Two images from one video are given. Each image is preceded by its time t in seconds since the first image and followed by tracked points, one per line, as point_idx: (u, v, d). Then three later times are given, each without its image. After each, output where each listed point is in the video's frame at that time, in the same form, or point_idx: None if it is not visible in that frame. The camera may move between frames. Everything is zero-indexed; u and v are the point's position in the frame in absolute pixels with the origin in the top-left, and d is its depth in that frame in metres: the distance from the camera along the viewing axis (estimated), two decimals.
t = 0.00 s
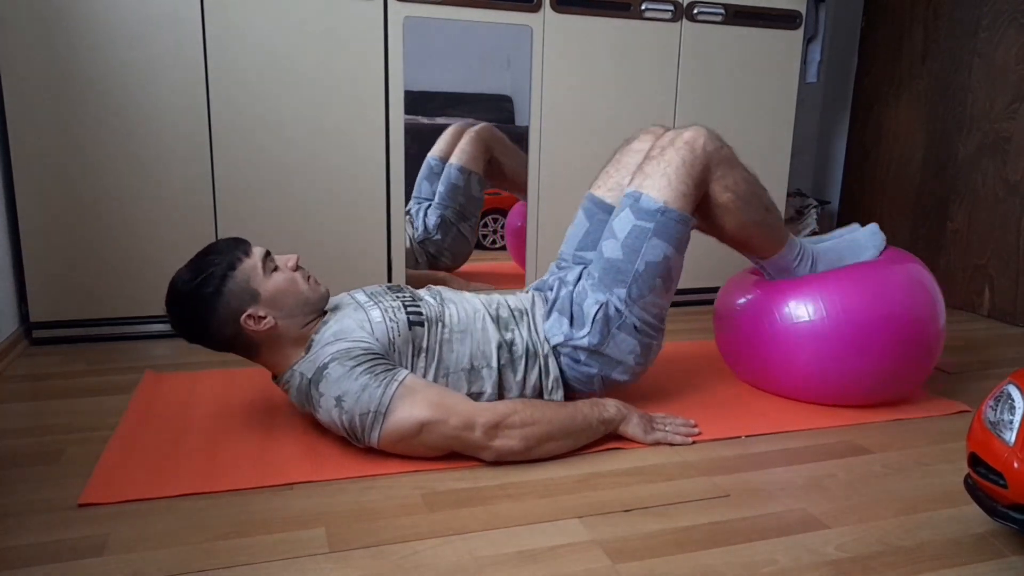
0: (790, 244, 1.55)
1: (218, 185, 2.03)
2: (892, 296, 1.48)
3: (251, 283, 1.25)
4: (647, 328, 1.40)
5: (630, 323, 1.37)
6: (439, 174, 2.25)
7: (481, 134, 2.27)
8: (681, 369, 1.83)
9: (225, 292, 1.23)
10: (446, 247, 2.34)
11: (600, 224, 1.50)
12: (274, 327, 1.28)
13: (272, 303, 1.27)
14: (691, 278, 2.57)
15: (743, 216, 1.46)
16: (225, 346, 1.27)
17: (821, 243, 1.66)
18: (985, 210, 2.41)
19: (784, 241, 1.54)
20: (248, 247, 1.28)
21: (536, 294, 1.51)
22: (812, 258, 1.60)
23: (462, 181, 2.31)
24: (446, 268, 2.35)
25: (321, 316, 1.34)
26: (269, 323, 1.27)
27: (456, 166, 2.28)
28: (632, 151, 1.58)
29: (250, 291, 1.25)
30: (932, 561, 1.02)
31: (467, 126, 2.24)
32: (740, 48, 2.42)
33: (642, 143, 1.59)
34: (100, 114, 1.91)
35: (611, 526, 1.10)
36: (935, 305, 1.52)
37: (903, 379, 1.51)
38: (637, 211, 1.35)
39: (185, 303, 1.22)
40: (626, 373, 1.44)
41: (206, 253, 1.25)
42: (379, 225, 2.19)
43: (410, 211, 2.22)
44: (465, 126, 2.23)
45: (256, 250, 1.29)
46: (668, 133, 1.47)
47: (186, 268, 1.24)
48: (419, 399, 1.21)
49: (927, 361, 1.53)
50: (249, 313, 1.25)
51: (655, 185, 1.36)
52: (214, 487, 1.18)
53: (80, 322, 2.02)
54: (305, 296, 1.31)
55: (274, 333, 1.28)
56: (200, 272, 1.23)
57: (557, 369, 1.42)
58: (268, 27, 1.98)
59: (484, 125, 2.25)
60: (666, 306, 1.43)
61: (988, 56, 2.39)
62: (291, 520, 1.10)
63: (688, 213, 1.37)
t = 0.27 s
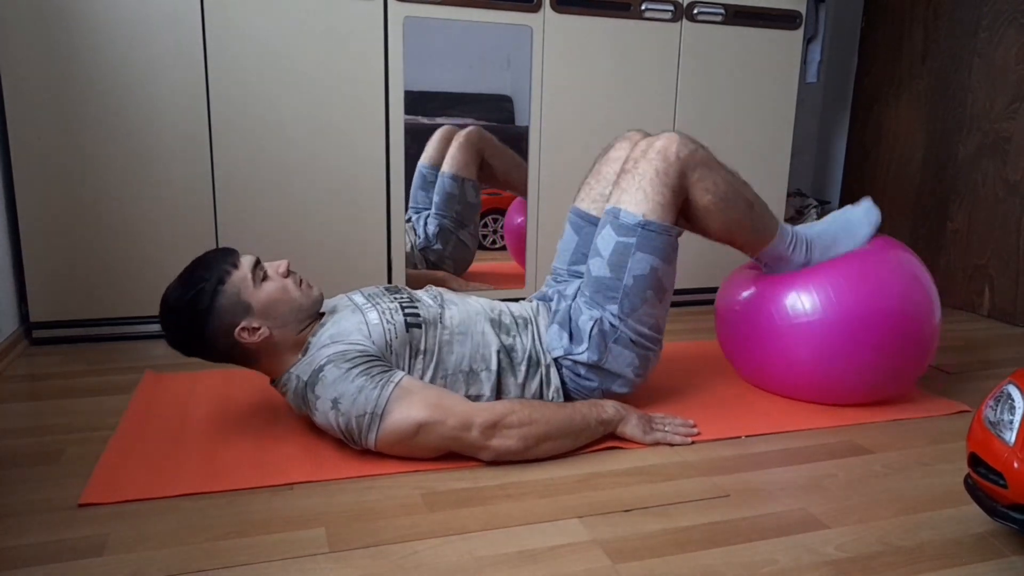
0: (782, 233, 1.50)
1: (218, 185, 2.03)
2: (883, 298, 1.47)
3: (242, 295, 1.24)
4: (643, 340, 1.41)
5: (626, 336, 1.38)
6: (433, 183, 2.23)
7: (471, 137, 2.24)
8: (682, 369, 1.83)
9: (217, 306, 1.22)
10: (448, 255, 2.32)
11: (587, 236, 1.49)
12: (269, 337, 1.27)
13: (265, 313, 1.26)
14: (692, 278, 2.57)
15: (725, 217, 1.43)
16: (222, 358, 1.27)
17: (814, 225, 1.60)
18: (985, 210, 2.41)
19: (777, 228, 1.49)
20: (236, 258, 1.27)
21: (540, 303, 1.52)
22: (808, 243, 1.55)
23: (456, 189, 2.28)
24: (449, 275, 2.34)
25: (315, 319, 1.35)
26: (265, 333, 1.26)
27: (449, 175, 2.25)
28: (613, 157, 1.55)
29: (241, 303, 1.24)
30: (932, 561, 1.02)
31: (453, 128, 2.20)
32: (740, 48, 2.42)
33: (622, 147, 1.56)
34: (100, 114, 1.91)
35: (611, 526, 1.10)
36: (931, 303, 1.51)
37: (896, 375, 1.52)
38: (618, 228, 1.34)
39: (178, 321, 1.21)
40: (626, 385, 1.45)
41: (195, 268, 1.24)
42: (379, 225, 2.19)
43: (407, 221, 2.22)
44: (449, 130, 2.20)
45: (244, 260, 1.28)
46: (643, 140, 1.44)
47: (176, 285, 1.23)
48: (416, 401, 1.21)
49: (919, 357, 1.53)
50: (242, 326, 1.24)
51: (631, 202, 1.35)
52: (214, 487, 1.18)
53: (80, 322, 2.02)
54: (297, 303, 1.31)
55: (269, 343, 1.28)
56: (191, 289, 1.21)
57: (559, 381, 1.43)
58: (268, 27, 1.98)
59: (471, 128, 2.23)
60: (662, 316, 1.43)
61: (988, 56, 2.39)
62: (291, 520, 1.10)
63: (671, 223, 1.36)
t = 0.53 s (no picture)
0: (801, 262, 1.55)
1: (218, 185, 2.03)
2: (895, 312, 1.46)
3: (232, 300, 1.24)
4: (644, 335, 1.40)
5: (628, 328, 1.37)
6: (441, 182, 2.25)
7: (483, 143, 2.27)
8: (682, 369, 1.83)
9: (207, 312, 1.22)
10: (446, 254, 2.34)
11: (601, 234, 1.51)
12: (260, 340, 1.27)
13: (255, 317, 1.26)
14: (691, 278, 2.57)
15: (748, 230, 1.46)
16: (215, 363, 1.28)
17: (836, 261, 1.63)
18: (985, 210, 2.41)
19: (796, 258, 1.54)
20: (224, 262, 1.26)
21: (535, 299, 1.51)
22: (827, 277, 1.59)
23: (465, 190, 2.30)
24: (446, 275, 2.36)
25: (308, 323, 1.35)
26: (255, 338, 1.26)
27: (459, 175, 2.28)
28: (632, 163, 1.59)
29: (231, 309, 1.23)
30: (932, 561, 1.02)
31: (472, 134, 2.24)
32: (740, 48, 2.42)
33: (644, 154, 1.60)
34: (99, 114, 1.91)
35: (611, 526, 1.10)
36: (949, 315, 1.50)
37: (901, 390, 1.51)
38: (641, 220, 1.35)
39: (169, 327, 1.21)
40: (622, 378, 1.44)
41: (184, 274, 1.24)
42: (379, 224, 2.19)
43: (411, 216, 2.23)
44: (469, 135, 2.24)
45: (233, 263, 1.27)
46: (674, 147, 1.48)
47: (166, 292, 1.23)
48: (412, 398, 1.21)
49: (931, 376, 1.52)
50: (233, 331, 1.24)
51: (659, 197, 1.36)
52: (212, 487, 1.18)
53: (80, 322, 2.02)
54: (288, 305, 1.31)
55: (261, 346, 1.28)
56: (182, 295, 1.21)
57: (555, 371, 1.42)
58: (267, 27, 1.98)
59: (488, 134, 2.26)
60: (665, 314, 1.42)
61: (988, 56, 2.39)
62: (290, 520, 1.10)
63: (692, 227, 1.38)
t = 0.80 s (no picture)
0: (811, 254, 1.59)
1: (218, 185, 2.03)
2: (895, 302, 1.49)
3: (232, 314, 1.23)
4: (648, 301, 1.41)
5: (635, 294, 1.38)
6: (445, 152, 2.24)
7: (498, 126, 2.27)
8: (681, 368, 1.83)
9: (208, 327, 1.22)
10: (440, 225, 2.32)
11: (616, 195, 1.53)
12: (263, 353, 1.27)
13: (256, 329, 1.26)
14: (691, 278, 2.57)
15: (771, 223, 1.48)
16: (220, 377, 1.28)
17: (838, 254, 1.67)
18: (985, 210, 2.41)
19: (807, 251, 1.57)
20: (223, 277, 1.26)
21: (523, 261, 1.51)
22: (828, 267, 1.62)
23: (468, 161, 2.29)
24: (440, 247, 2.33)
25: (310, 329, 1.35)
26: (258, 351, 1.26)
27: (464, 147, 2.27)
28: (669, 137, 1.58)
29: (232, 323, 1.23)
30: (932, 561, 1.02)
31: (488, 122, 2.25)
32: (740, 48, 2.42)
33: (681, 133, 1.59)
34: (99, 114, 1.91)
35: (610, 526, 1.10)
36: (941, 309, 1.53)
37: (895, 383, 1.53)
38: (674, 191, 1.35)
39: (172, 343, 1.21)
40: (619, 341, 1.45)
41: (184, 291, 1.24)
42: (379, 224, 2.19)
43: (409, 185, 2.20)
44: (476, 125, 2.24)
45: (232, 278, 1.27)
46: (716, 128, 1.47)
47: (166, 309, 1.23)
48: (422, 401, 1.21)
49: (922, 373, 1.54)
50: (234, 345, 1.24)
51: (698, 172, 1.37)
52: (214, 487, 1.18)
53: (80, 322, 2.02)
54: (289, 316, 1.31)
55: (263, 358, 1.28)
56: (182, 310, 1.21)
57: (553, 336, 1.43)
58: (267, 26, 1.98)
59: (500, 120, 2.26)
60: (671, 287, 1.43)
61: (988, 56, 2.39)
62: (290, 520, 1.10)
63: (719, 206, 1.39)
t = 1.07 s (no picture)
0: (800, 242, 1.60)
1: (218, 185, 2.03)
2: (885, 297, 1.49)
3: (225, 323, 1.23)
4: (633, 270, 1.43)
5: (621, 263, 1.41)
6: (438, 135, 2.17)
7: (499, 115, 2.25)
8: (681, 368, 1.83)
9: (202, 337, 1.21)
10: (432, 209, 2.25)
11: (609, 168, 1.52)
12: (258, 360, 1.27)
13: (251, 337, 1.26)
14: (691, 278, 2.57)
15: (762, 200, 1.50)
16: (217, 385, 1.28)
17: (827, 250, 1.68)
18: (985, 210, 2.41)
19: (796, 236, 1.59)
20: (214, 286, 1.25)
21: (503, 239, 1.49)
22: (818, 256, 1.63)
23: (462, 146, 2.21)
24: (431, 232, 2.26)
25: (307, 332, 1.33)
26: (253, 358, 1.26)
27: (461, 132, 2.20)
28: (665, 116, 1.60)
29: (226, 332, 1.23)
30: (932, 561, 1.02)
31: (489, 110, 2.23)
32: (740, 48, 2.42)
33: (676, 110, 1.62)
34: (99, 114, 1.91)
35: (611, 526, 1.10)
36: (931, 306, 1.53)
37: (887, 382, 1.52)
38: (662, 159, 1.39)
39: (164, 355, 1.21)
40: (607, 312, 1.47)
41: (175, 301, 1.23)
42: (379, 224, 2.19)
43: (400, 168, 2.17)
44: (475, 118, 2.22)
45: (223, 286, 1.26)
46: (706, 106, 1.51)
47: (158, 319, 1.23)
48: (419, 403, 1.21)
49: (914, 373, 1.54)
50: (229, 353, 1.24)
51: (687, 142, 1.41)
52: (213, 487, 1.18)
53: (79, 322, 2.02)
54: (284, 322, 1.30)
55: (260, 365, 1.28)
56: (173, 319, 1.21)
57: (539, 313, 1.43)
58: (267, 27, 1.98)
59: (501, 109, 2.25)
60: (655, 258, 1.47)
61: (988, 56, 2.39)
62: (290, 521, 1.10)
63: (708, 180, 1.43)
